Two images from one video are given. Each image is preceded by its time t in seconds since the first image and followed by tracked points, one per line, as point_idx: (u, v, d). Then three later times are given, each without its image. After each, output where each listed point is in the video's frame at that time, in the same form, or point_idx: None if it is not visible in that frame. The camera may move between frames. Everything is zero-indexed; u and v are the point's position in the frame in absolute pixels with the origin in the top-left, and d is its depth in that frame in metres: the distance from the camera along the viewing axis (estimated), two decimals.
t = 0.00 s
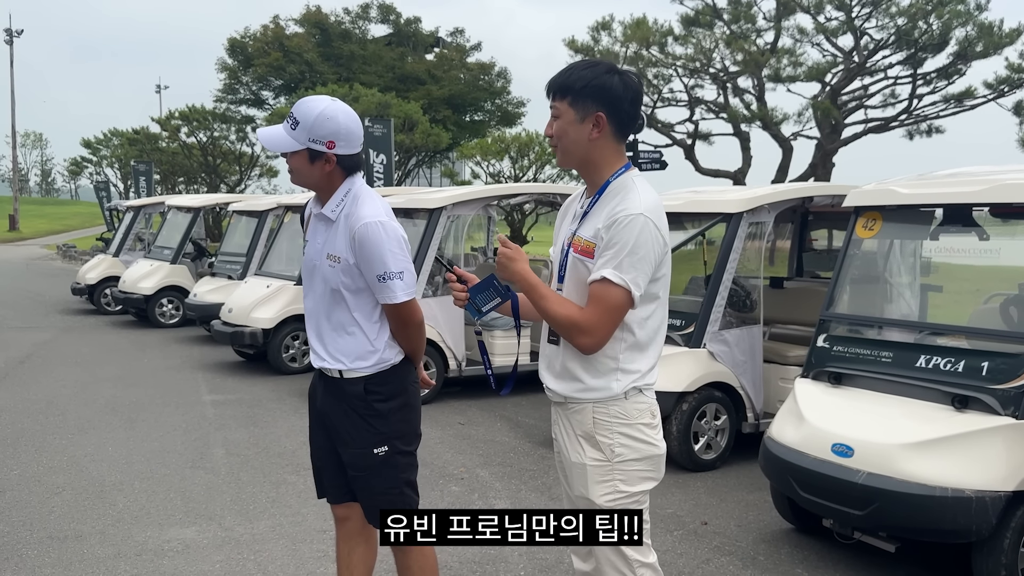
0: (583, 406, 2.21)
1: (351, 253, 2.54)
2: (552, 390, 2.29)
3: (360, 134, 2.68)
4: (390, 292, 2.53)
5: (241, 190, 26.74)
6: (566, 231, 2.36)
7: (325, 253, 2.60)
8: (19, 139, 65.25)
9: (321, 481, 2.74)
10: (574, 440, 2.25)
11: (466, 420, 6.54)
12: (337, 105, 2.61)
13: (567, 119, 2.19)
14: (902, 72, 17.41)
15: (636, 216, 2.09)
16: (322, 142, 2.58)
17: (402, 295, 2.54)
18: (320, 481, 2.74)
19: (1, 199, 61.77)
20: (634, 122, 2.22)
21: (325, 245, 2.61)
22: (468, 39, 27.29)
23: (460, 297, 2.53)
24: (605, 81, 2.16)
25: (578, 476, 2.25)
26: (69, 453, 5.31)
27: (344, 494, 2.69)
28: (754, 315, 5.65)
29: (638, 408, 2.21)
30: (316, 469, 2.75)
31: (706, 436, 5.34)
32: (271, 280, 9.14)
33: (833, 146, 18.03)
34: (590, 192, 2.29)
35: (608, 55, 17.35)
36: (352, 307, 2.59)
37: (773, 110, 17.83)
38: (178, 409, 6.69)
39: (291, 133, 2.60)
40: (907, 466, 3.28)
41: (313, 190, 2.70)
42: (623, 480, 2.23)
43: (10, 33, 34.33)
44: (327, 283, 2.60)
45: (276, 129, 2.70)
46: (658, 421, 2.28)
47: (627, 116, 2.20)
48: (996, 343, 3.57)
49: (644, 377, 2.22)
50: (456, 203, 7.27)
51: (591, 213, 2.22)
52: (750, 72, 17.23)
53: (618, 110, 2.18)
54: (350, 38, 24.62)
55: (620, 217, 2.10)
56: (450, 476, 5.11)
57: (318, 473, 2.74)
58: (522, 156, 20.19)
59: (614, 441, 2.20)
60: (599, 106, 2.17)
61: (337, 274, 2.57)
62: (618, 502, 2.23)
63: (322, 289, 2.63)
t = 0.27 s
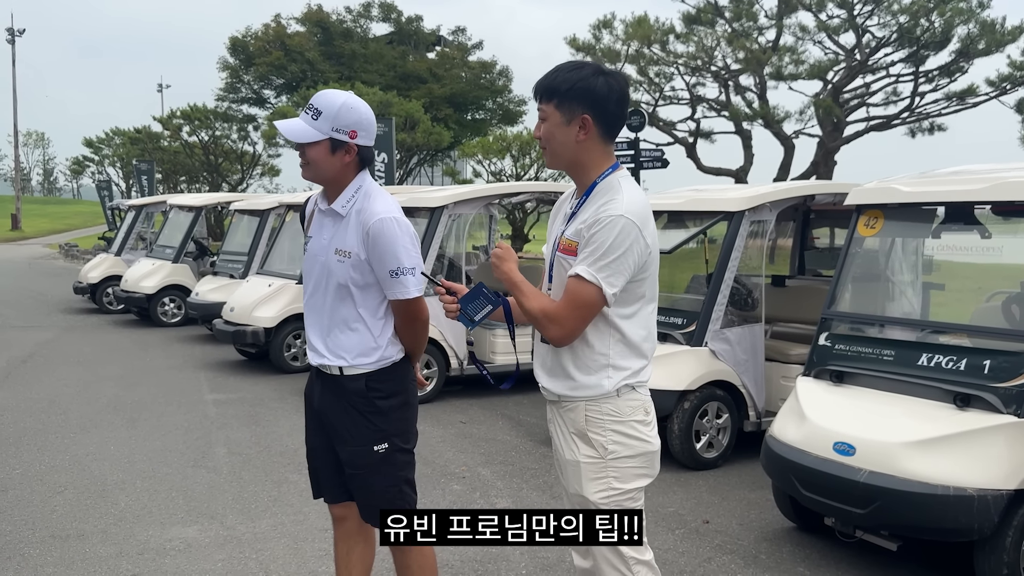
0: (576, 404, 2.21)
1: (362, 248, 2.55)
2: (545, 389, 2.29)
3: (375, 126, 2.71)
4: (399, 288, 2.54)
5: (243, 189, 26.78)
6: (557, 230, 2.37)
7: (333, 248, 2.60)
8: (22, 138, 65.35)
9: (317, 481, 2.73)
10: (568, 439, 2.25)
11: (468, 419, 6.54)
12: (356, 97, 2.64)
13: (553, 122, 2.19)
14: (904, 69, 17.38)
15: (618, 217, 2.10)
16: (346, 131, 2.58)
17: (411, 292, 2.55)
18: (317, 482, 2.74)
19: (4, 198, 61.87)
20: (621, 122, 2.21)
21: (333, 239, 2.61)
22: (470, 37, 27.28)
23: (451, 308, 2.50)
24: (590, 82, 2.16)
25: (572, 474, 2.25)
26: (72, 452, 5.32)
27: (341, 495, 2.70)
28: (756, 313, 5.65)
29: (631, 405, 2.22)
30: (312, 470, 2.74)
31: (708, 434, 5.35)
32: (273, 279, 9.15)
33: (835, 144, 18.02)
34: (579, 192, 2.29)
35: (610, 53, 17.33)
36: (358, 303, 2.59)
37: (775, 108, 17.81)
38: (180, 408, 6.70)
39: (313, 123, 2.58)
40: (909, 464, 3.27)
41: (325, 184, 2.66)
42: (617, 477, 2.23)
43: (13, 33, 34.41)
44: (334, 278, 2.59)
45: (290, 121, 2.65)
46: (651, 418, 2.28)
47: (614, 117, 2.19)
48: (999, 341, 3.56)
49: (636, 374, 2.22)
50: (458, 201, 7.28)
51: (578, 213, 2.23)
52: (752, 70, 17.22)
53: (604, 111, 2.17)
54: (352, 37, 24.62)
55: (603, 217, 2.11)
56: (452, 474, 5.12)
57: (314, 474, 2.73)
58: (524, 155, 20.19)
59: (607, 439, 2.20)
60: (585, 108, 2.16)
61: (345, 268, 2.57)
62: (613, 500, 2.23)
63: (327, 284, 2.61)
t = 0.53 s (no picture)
0: (574, 404, 2.22)
1: (383, 247, 2.56)
2: (542, 389, 2.29)
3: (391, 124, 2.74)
4: (419, 287, 2.57)
5: (244, 189, 26.83)
6: (553, 230, 2.38)
7: (350, 246, 2.59)
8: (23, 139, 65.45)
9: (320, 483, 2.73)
10: (566, 439, 2.25)
11: (469, 418, 6.56)
12: (374, 96, 2.66)
13: (550, 121, 2.20)
14: (904, 68, 17.37)
15: (618, 213, 2.11)
16: (369, 127, 2.59)
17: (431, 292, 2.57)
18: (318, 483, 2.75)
19: (5, 198, 61.97)
20: (617, 122, 2.22)
21: (350, 237, 2.61)
22: (470, 36, 27.29)
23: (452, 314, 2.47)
24: (587, 82, 2.17)
25: (571, 474, 2.26)
26: (74, 452, 5.33)
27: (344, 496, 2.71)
28: (757, 312, 5.65)
29: (628, 405, 2.23)
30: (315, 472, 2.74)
31: (709, 433, 5.35)
32: (274, 279, 9.16)
33: (836, 143, 18.02)
34: (575, 192, 2.30)
35: (610, 52, 17.34)
36: (374, 301, 2.59)
37: (775, 107, 17.81)
38: (182, 408, 6.71)
39: (337, 119, 2.57)
40: (909, 463, 3.28)
41: (346, 181, 2.65)
42: (614, 477, 2.23)
43: (14, 33, 34.50)
44: (350, 276, 2.59)
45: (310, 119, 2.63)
46: (647, 417, 2.30)
47: (610, 117, 2.20)
48: (999, 339, 3.56)
49: (633, 374, 2.23)
50: (458, 201, 7.29)
51: (576, 212, 2.23)
52: (752, 69, 17.21)
53: (601, 110, 2.18)
54: (353, 36, 24.63)
55: (603, 214, 2.12)
56: (453, 473, 5.13)
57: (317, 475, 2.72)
58: (525, 154, 20.21)
59: (605, 438, 2.21)
60: (580, 107, 2.17)
61: (363, 266, 2.57)
62: (611, 500, 2.24)
63: (343, 281, 2.61)
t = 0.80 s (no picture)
0: (579, 403, 2.22)
1: (411, 243, 2.57)
2: (544, 389, 2.28)
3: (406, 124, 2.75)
4: (447, 281, 2.58)
5: (245, 188, 26.85)
6: (554, 229, 2.38)
7: (374, 243, 2.58)
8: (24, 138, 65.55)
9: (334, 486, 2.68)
10: (570, 438, 2.25)
11: (470, 417, 6.56)
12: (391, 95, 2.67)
13: (552, 119, 2.20)
14: (905, 67, 17.35)
15: (625, 206, 2.12)
16: (391, 125, 2.60)
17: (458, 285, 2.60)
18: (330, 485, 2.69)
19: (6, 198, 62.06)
20: (619, 119, 2.23)
21: (373, 235, 2.59)
22: (471, 36, 27.29)
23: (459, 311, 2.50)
24: (589, 80, 2.18)
25: (575, 475, 2.26)
26: (75, 451, 5.34)
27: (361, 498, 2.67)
28: (757, 311, 5.65)
29: (632, 404, 2.23)
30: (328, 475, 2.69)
31: (709, 432, 5.36)
32: (275, 278, 9.16)
33: (836, 142, 18.01)
34: (576, 190, 2.30)
35: (611, 52, 17.34)
36: (401, 297, 2.59)
37: (776, 106, 17.80)
38: (183, 407, 6.71)
39: (361, 117, 2.56)
40: (909, 462, 3.29)
41: (368, 180, 2.63)
42: (620, 477, 2.24)
43: (15, 33, 34.55)
44: (376, 273, 2.57)
45: (330, 118, 2.60)
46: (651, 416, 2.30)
47: (612, 115, 2.22)
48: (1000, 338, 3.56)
49: (638, 373, 2.24)
50: (459, 200, 7.29)
51: (580, 209, 2.24)
52: (753, 68, 17.20)
53: (603, 108, 2.19)
54: (353, 35, 24.62)
55: (611, 208, 2.13)
56: (454, 472, 5.13)
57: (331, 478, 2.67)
58: (526, 153, 20.22)
59: (611, 438, 2.21)
60: (583, 105, 2.18)
61: (390, 262, 2.56)
62: (616, 500, 2.24)
63: (368, 278, 2.58)
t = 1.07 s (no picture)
0: (592, 393, 2.18)
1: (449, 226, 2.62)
2: (560, 375, 2.25)
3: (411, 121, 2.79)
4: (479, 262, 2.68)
5: (239, 177, 26.77)
6: (581, 218, 2.34)
7: (409, 225, 2.55)
8: (17, 126, 65.15)
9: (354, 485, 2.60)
10: (581, 429, 2.22)
11: (464, 406, 6.56)
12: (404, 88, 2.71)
13: (586, 104, 2.16)
14: (901, 56, 17.32)
15: (657, 202, 2.04)
16: (417, 110, 2.63)
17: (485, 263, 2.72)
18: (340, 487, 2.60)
19: None
20: (653, 106, 2.19)
21: (405, 217, 2.56)
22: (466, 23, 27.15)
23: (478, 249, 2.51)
24: (626, 65, 2.13)
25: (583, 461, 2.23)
26: (67, 439, 5.32)
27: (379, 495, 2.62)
28: (751, 301, 5.65)
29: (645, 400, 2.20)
30: (345, 475, 2.59)
31: (702, 421, 5.36)
32: (269, 267, 9.13)
33: (832, 131, 17.99)
34: (607, 178, 2.26)
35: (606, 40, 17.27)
36: (435, 280, 2.62)
37: (771, 95, 17.76)
38: (176, 396, 6.69)
39: (399, 97, 2.55)
40: (902, 450, 3.29)
41: (402, 161, 2.59)
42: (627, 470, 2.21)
43: (7, 20, 34.27)
44: (415, 255, 2.56)
45: (365, 97, 2.53)
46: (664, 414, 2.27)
47: (646, 99, 2.17)
48: (993, 327, 3.56)
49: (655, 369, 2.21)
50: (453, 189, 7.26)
51: (609, 199, 2.18)
52: (749, 57, 17.15)
53: (638, 93, 2.15)
54: (348, 22, 24.47)
55: (640, 205, 2.05)
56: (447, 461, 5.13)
57: (354, 476, 2.59)
58: (521, 142, 20.18)
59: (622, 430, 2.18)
60: (619, 90, 2.13)
61: (428, 243, 2.57)
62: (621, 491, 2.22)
63: (406, 262, 2.56)
